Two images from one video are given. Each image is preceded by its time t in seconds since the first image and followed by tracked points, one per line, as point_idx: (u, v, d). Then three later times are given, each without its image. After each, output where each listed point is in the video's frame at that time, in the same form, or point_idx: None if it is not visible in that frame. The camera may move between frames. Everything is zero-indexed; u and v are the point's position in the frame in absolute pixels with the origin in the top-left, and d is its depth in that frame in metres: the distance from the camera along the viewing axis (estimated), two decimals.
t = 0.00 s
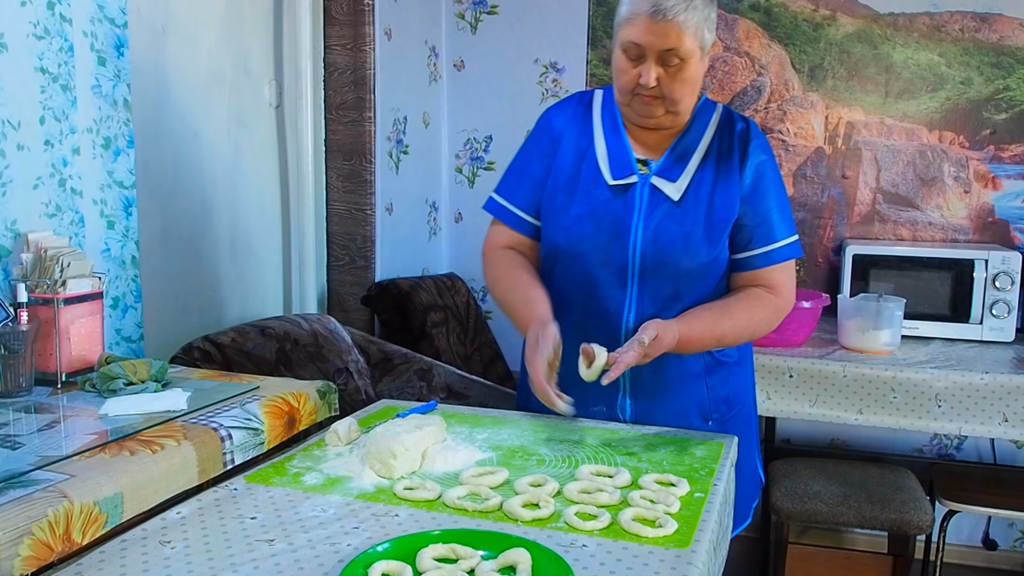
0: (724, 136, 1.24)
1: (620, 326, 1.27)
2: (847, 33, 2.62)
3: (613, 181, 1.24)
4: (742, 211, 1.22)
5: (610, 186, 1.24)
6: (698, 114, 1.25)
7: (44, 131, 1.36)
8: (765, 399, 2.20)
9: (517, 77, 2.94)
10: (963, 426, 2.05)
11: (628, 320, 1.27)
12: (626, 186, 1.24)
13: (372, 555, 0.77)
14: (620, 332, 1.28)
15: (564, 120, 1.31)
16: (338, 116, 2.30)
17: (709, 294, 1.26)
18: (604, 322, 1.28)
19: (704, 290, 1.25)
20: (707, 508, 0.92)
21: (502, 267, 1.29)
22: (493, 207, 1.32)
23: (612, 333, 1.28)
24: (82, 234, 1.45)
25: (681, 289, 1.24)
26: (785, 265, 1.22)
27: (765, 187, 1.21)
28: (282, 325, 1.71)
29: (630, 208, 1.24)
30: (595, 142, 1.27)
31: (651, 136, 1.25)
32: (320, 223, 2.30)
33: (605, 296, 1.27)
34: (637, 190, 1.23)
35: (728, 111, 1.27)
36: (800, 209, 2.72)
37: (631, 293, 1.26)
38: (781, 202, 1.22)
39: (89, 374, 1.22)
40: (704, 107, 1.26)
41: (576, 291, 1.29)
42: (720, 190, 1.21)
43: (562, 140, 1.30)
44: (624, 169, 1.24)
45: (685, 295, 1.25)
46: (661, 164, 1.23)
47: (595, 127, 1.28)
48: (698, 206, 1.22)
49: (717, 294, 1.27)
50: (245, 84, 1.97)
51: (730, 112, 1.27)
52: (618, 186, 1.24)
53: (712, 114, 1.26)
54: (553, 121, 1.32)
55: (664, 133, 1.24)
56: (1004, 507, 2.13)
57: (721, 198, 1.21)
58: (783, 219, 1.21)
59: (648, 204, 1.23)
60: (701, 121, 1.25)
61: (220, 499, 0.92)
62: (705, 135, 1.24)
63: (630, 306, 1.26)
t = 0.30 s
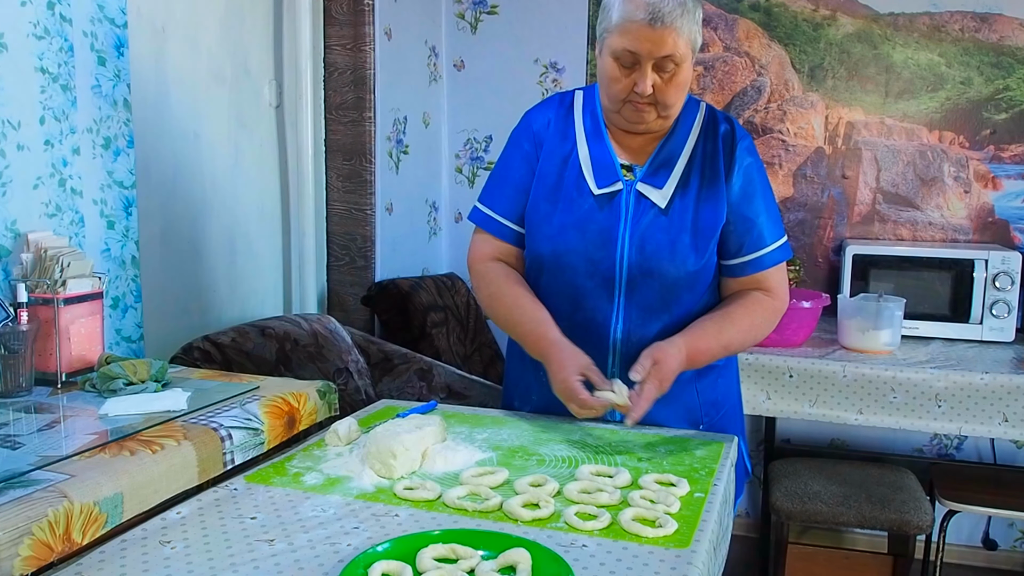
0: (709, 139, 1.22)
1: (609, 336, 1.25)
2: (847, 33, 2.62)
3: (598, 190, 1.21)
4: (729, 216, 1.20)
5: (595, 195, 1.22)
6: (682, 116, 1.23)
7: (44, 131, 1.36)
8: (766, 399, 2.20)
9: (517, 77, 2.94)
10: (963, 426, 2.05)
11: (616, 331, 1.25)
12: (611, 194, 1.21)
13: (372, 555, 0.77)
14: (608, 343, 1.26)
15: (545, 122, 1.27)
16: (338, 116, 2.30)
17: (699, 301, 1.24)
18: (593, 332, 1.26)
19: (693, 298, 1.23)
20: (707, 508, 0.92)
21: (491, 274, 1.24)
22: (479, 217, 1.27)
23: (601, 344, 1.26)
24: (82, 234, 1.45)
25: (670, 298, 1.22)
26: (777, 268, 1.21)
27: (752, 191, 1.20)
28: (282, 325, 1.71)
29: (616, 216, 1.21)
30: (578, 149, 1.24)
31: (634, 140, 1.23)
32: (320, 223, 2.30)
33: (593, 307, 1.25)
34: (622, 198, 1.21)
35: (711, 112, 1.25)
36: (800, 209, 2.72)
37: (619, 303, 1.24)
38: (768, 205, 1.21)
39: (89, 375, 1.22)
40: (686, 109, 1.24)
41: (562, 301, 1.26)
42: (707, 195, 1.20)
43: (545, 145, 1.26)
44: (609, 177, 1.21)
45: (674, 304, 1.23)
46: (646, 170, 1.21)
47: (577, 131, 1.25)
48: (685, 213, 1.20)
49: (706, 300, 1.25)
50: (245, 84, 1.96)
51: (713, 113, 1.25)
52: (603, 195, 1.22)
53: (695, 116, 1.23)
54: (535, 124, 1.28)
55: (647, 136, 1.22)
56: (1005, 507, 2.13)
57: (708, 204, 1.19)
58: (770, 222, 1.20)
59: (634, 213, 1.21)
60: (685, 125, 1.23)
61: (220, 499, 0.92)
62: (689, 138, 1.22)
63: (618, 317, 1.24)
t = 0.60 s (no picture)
0: (717, 150, 1.21)
1: (628, 351, 1.25)
2: (847, 33, 2.62)
3: (622, 206, 1.17)
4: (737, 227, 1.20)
5: (618, 212, 1.17)
6: (690, 126, 1.20)
7: (44, 131, 1.36)
8: (766, 399, 2.20)
9: (517, 77, 2.94)
10: (963, 426, 2.05)
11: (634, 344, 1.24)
12: (634, 210, 1.17)
13: (372, 555, 0.77)
14: (627, 356, 1.26)
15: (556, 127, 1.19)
16: (338, 116, 2.30)
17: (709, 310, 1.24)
18: (613, 346, 1.26)
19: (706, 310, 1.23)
20: (707, 507, 0.92)
21: (521, 294, 1.14)
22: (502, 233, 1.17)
23: (621, 356, 1.26)
24: (82, 234, 1.45)
25: (687, 314, 1.22)
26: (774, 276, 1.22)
27: (754, 201, 1.20)
28: (282, 325, 1.71)
29: (639, 234, 1.17)
30: (597, 161, 1.17)
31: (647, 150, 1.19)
32: (320, 223, 2.30)
33: (614, 323, 1.23)
34: (644, 213, 1.17)
35: (714, 120, 1.23)
36: (800, 209, 2.72)
37: (638, 319, 1.22)
38: (767, 213, 1.21)
39: (89, 375, 1.22)
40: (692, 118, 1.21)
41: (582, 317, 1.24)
42: (719, 208, 1.19)
43: (564, 155, 1.18)
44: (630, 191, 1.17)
45: (689, 318, 1.23)
46: (664, 185, 1.18)
47: (592, 140, 1.18)
48: (705, 228, 1.18)
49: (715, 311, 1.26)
50: (245, 84, 1.96)
51: (716, 121, 1.23)
52: (626, 211, 1.17)
53: (702, 125, 1.21)
54: (549, 132, 1.19)
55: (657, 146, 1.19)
56: (1005, 507, 2.13)
57: (721, 217, 1.18)
58: (770, 231, 1.21)
59: (656, 229, 1.18)
60: (693, 135, 1.20)
61: (220, 499, 0.92)
62: (700, 148, 1.20)
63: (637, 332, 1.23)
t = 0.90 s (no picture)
0: (727, 154, 1.20)
1: (641, 358, 1.25)
2: (847, 33, 2.62)
3: (632, 212, 1.17)
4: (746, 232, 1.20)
5: (629, 218, 1.17)
6: (701, 128, 1.20)
7: (44, 131, 1.36)
8: (766, 399, 2.20)
9: (518, 77, 2.94)
10: (963, 426, 2.05)
11: (647, 351, 1.24)
12: (644, 215, 1.18)
13: (372, 555, 0.77)
14: (640, 364, 1.26)
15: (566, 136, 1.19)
16: (338, 116, 2.30)
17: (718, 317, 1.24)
18: (625, 353, 1.25)
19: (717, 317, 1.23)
20: (706, 508, 0.92)
21: (535, 302, 1.15)
22: (512, 242, 1.18)
23: (633, 364, 1.26)
24: (82, 234, 1.45)
25: (698, 319, 1.22)
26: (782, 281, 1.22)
27: (763, 205, 1.20)
28: (282, 325, 1.71)
29: (649, 240, 1.18)
30: (606, 167, 1.18)
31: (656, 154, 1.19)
32: (320, 223, 2.30)
33: (625, 330, 1.23)
34: (653, 219, 1.18)
35: (724, 123, 1.23)
36: (800, 209, 2.72)
37: (650, 326, 1.22)
38: (776, 217, 1.21)
39: (89, 375, 1.22)
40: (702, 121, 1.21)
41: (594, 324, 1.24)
42: (728, 213, 1.19)
43: (573, 163, 1.18)
44: (640, 198, 1.17)
45: (700, 324, 1.23)
46: (674, 190, 1.18)
47: (601, 146, 1.19)
48: (715, 234, 1.18)
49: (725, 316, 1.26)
50: (245, 84, 1.96)
51: (725, 124, 1.23)
52: (637, 216, 1.17)
53: (713, 128, 1.21)
54: (558, 139, 1.19)
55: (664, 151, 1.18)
56: (1005, 507, 2.13)
57: (731, 222, 1.19)
58: (779, 235, 1.21)
59: (667, 236, 1.18)
60: (704, 138, 1.20)
61: (220, 499, 0.92)
62: (711, 152, 1.20)
63: (650, 339, 1.23)
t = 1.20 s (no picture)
0: (728, 152, 1.20)
1: (637, 358, 1.25)
2: (847, 33, 2.62)
3: (625, 210, 1.19)
4: (745, 232, 1.19)
5: (622, 215, 1.19)
6: (700, 128, 1.20)
7: (44, 131, 1.36)
8: (766, 399, 2.19)
9: (518, 77, 2.94)
10: (963, 426, 2.05)
11: (643, 352, 1.24)
12: (639, 213, 1.19)
13: (372, 555, 0.77)
14: (636, 363, 1.26)
15: (567, 134, 1.22)
16: (338, 116, 2.30)
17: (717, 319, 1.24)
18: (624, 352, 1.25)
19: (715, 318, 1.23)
20: (707, 508, 0.92)
21: (532, 297, 1.18)
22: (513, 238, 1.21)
23: (629, 364, 1.26)
24: (82, 234, 1.45)
25: (694, 320, 1.22)
26: (781, 282, 1.21)
27: (763, 205, 1.19)
28: (281, 325, 1.71)
29: (643, 238, 1.19)
30: (603, 164, 1.20)
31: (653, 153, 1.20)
32: (320, 223, 2.30)
33: (621, 330, 1.24)
34: (648, 217, 1.19)
35: (727, 122, 1.22)
36: (800, 209, 2.72)
37: (645, 324, 1.22)
38: (778, 218, 1.20)
39: (89, 375, 1.22)
40: (704, 120, 1.21)
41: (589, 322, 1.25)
42: (725, 214, 1.18)
43: (573, 161, 1.21)
44: (636, 196, 1.18)
45: (697, 325, 1.22)
46: (670, 189, 1.19)
47: (600, 145, 1.21)
48: (712, 233, 1.18)
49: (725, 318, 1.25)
50: (245, 84, 1.96)
51: (728, 122, 1.22)
52: (630, 214, 1.19)
53: (713, 128, 1.21)
54: (560, 138, 1.22)
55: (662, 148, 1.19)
56: (1005, 507, 2.13)
57: (728, 221, 1.18)
58: (779, 236, 1.19)
59: (661, 235, 1.19)
60: (704, 137, 1.20)
61: (220, 499, 0.92)
62: (709, 151, 1.20)
63: (646, 339, 1.23)
